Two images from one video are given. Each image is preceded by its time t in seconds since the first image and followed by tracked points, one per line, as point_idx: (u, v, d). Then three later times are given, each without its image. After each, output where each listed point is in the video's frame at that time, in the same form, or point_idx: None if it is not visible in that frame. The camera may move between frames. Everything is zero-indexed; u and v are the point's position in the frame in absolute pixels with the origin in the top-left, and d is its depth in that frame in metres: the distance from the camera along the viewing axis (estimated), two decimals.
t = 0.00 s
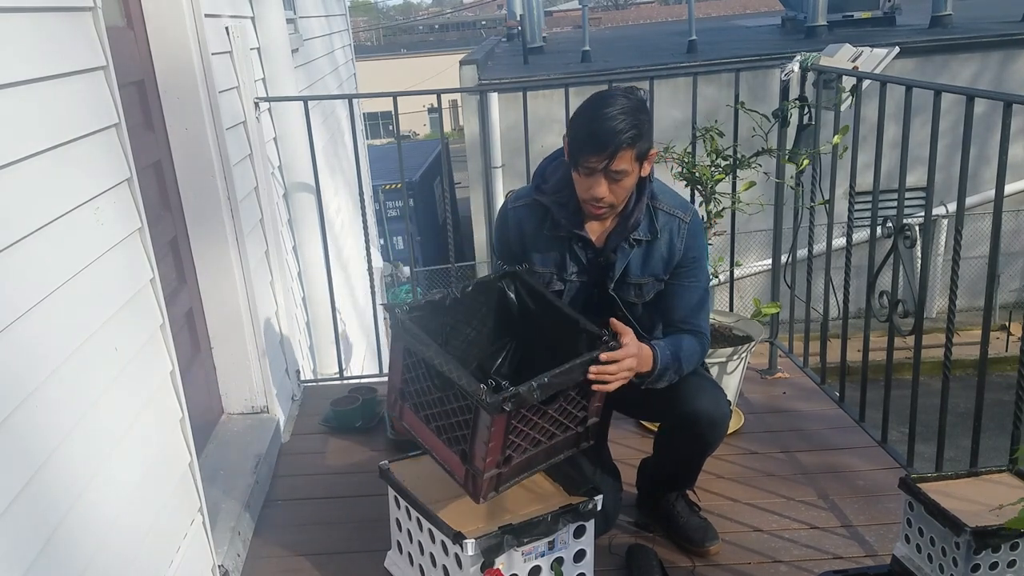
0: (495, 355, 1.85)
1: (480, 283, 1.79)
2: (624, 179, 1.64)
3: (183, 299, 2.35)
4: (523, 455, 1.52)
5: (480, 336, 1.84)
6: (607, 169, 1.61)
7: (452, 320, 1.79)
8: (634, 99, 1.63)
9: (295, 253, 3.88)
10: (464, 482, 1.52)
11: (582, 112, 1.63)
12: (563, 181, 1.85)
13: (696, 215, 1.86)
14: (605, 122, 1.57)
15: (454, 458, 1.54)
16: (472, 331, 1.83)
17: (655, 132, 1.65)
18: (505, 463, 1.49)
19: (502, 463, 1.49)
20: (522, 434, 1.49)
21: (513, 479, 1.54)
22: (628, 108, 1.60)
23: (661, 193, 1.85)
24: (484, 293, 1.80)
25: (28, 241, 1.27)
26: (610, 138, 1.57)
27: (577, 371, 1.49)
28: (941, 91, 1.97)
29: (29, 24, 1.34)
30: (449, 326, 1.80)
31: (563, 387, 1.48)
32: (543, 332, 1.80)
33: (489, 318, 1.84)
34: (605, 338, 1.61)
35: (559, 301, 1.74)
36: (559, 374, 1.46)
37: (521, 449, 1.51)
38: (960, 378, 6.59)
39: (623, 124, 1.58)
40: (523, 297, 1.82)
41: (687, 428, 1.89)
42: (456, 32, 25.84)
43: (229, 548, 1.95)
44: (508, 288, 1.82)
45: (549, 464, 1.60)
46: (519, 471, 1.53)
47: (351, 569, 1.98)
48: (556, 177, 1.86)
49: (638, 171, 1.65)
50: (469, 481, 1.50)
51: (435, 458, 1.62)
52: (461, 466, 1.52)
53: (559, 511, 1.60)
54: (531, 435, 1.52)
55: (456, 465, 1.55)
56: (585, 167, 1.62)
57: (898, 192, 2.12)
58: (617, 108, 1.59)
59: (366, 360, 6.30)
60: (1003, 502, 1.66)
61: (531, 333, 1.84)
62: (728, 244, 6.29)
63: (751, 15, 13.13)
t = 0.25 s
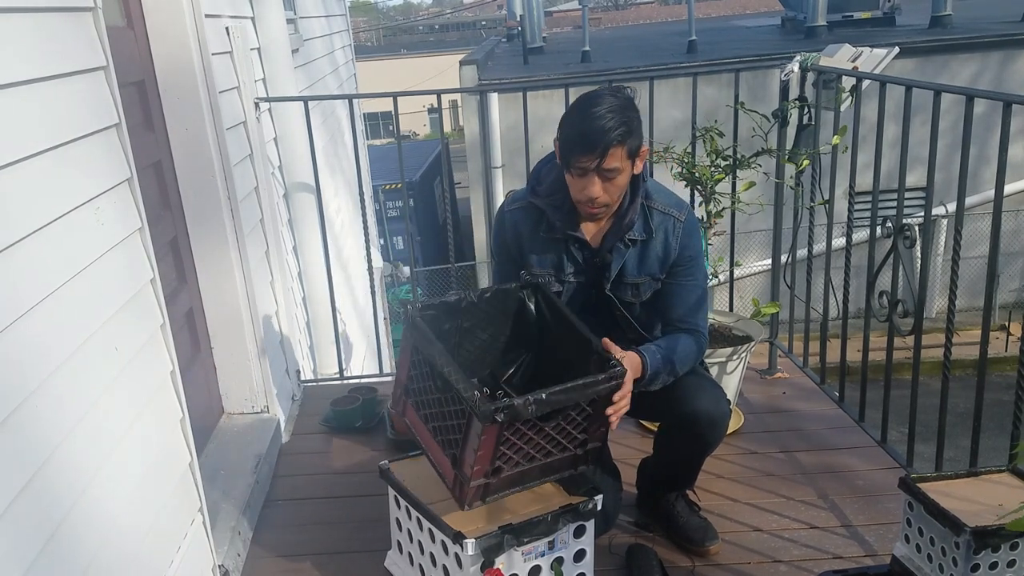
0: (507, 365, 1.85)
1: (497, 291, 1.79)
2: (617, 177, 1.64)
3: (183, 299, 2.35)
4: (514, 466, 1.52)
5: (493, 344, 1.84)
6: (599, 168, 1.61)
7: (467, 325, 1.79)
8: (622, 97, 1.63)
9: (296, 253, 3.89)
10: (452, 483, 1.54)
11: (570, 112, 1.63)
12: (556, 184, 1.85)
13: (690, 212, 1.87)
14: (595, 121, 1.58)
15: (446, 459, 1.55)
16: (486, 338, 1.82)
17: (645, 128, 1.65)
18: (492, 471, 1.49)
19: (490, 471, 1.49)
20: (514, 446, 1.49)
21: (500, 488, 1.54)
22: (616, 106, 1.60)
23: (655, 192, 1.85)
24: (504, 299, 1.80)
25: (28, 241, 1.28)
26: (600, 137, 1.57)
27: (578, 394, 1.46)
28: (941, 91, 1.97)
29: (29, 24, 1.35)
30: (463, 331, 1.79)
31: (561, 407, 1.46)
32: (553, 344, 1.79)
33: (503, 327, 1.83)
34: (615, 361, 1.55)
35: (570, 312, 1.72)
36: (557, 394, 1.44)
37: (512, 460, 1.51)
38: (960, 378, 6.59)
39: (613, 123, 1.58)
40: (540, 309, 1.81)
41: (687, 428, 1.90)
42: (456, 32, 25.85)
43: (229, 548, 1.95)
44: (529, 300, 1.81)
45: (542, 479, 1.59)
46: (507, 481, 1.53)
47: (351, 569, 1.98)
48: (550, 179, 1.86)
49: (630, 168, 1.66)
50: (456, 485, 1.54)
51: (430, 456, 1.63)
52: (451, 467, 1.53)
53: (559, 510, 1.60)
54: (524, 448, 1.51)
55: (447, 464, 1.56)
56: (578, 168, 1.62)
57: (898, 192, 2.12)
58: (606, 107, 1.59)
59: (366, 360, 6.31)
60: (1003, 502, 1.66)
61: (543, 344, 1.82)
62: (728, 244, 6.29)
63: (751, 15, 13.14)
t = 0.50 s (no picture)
0: (522, 372, 1.83)
1: (524, 297, 1.77)
2: (611, 178, 1.64)
3: (183, 299, 2.35)
4: (512, 472, 1.51)
5: (512, 348, 1.82)
6: (593, 170, 1.61)
7: (490, 326, 1.78)
8: (612, 97, 1.63)
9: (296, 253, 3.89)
10: (448, 479, 1.54)
11: (563, 115, 1.63)
12: (552, 186, 1.84)
13: (688, 211, 1.87)
14: (587, 123, 1.57)
15: (447, 454, 1.55)
16: (505, 342, 1.81)
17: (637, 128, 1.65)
18: (488, 473, 1.48)
19: (486, 473, 1.48)
20: (513, 452, 1.48)
21: (495, 492, 1.53)
22: (608, 106, 1.60)
23: (652, 192, 1.85)
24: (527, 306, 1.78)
25: (28, 241, 1.28)
26: (593, 138, 1.57)
27: (583, 411, 1.43)
28: (941, 91, 1.97)
29: (28, 24, 1.35)
30: (485, 332, 1.78)
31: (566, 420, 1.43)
32: (571, 357, 1.76)
33: (525, 332, 1.81)
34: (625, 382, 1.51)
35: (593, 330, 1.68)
36: (563, 408, 1.41)
37: (510, 466, 1.49)
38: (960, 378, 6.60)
39: (605, 124, 1.58)
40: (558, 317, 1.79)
41: (687, 428, 1.90)
42: (456, 32, 25.85)
43: (229, 548, 1.95)
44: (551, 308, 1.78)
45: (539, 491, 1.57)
46: (502, 486, 1.52)
47: (351, 569, 1.98)
48: (546, 181, 1.85)
49: (624, 168, 1.66)
50: (451, 483, 1.53)
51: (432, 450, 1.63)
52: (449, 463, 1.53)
53: (559, 510, 1.60)
54: (524, 455, 1.49)
55: (446, 460, 1.56)
56: (572, 171, 1.62)
57: (898, 192, 2.12)
58: (598, 108, 1.59)
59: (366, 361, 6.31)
60: (1003, 502, 1.66)
61: (561, 354, 1.80)
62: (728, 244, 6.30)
63: (751, 15, 13.15)
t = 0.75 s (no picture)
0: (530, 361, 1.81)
1: (533, 283, 1.75)
2: (619, 175, 1.64)
3: (183, 300, 2.35)
4: (498, 469, 1.49)
5: (520, 336, 1.80)
6: (602, 166, 1.61)
7: (500, 312, 1.77)
8: (619, 95, 1.63)
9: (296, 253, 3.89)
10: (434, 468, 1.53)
11: (568, 113, 1.63)
12: (554, 184, 1.84)
13: (687, 209, 1.87)
14: (594, 121, 1.57)
15: (436, 444, 1.54)
16: (512, 329, 1.79)
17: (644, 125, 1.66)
18: (474, 468, 1.47)
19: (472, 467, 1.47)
20: (500, 449, 1.46)
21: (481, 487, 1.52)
22: (613, 104, 1.60)
23: (652, 190, 1.86)
24: (536, 293, 1.76)
25: (28, 242, 1.28)
26: (603, 136, 1.57)
27: (572, 415, 1.41)
28: (941, 91, 1.97)
29: (29, 24, 1.35)
30: (495, 318, 1.78)
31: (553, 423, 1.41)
32: (578, 349, 1.74)
33: (534, 321, 1.79)
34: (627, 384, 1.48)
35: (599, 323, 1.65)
36: (551, 411, 1.39)
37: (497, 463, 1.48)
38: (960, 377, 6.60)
39: (613, 121, 1.58)
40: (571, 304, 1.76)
41: (687, 428, 1.90)
42: (456, 32, 25.87)
43: (229, 548, 1.95)
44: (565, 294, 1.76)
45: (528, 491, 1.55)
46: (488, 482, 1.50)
47: (351, 569, 1.98)
48: (547, 180, 1.85)
49: (631, 166, 1.66)
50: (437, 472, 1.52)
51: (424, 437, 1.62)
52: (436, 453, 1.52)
53: (559, 510, 1.60)
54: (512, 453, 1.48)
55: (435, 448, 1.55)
56: (580, 168, 1.62)
57: (898, 192, 2.12)
58: (603, 106, 1.59)
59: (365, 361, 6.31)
60: (1003, 502, 1.66)
61: (569, 345, 1.78)
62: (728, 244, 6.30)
63: (751, 15, 13.16)
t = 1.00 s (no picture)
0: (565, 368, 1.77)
1: (579, 305, 1.65)
2: (632, 172, 1.64)
3: (183, 299, 2.35)
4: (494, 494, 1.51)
5: (558, 344, 1.74)
6: (617, 162, 1.61)
7: (543, 320, 1.69)
8: (631, 92, 1.63)
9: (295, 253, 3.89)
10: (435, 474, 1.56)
11: (580, 109, 1.63)
12: (559, 180, 1.84)
13: (689, 212, 1.87)
14: (609, 117, 1.57)
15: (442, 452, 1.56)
16: (549, 336, 1.73)
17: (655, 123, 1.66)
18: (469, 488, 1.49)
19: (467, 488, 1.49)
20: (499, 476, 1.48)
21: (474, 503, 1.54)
22: (627, 102, 1.60)
23: (655, 192, 1.86)
24: (579, 314, 1.67)
25: (27, 242, 1.28)
26: (615, 135, 1.56)
27: (571, 464, 1.42)
28: (941, 91, 1.97)
29: (29, 25, 1.35)
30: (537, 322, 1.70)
31: (552, 469, 1.43)
32: (617, 381, 1.67)
33: (573, 334, 1.72)
34: (640, 438, 1.50)
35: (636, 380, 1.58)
36: (550, 458, 1.40)
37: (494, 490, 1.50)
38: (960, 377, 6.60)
39: (629, 118, 1.58)
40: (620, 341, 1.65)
41: (685, 431, 1.91)
42: (457, 32, 25.86)
43: (229, 548, 1.95)
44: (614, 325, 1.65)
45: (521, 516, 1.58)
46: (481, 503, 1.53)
47: (352, 569, 1.98)
48: (552, 176, 1.86)
49: (643, 164, 1.66)
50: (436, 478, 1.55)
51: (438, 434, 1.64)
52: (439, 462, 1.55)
53: (558, 510, 1.61)
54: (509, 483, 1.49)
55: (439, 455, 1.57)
56: (595, 164, 1.61)
57: (897, 192, 2.12)
58: (616, 104, 1.59)
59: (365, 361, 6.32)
60: (1003, 502, 1.66)
61: (607, 369, 1.71)
62: (728, 244, 6.30)
63: (751, 15, 13.17)
